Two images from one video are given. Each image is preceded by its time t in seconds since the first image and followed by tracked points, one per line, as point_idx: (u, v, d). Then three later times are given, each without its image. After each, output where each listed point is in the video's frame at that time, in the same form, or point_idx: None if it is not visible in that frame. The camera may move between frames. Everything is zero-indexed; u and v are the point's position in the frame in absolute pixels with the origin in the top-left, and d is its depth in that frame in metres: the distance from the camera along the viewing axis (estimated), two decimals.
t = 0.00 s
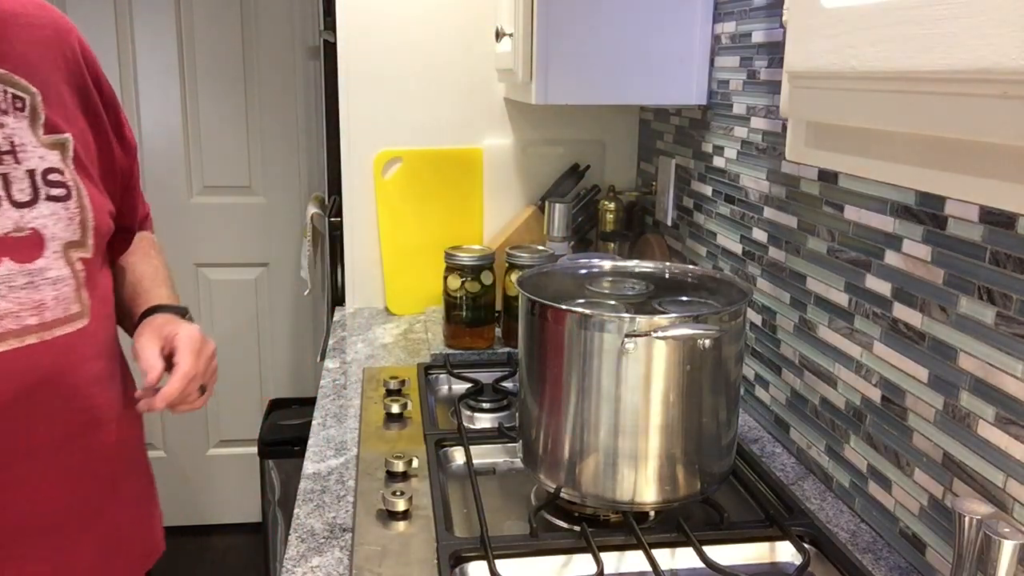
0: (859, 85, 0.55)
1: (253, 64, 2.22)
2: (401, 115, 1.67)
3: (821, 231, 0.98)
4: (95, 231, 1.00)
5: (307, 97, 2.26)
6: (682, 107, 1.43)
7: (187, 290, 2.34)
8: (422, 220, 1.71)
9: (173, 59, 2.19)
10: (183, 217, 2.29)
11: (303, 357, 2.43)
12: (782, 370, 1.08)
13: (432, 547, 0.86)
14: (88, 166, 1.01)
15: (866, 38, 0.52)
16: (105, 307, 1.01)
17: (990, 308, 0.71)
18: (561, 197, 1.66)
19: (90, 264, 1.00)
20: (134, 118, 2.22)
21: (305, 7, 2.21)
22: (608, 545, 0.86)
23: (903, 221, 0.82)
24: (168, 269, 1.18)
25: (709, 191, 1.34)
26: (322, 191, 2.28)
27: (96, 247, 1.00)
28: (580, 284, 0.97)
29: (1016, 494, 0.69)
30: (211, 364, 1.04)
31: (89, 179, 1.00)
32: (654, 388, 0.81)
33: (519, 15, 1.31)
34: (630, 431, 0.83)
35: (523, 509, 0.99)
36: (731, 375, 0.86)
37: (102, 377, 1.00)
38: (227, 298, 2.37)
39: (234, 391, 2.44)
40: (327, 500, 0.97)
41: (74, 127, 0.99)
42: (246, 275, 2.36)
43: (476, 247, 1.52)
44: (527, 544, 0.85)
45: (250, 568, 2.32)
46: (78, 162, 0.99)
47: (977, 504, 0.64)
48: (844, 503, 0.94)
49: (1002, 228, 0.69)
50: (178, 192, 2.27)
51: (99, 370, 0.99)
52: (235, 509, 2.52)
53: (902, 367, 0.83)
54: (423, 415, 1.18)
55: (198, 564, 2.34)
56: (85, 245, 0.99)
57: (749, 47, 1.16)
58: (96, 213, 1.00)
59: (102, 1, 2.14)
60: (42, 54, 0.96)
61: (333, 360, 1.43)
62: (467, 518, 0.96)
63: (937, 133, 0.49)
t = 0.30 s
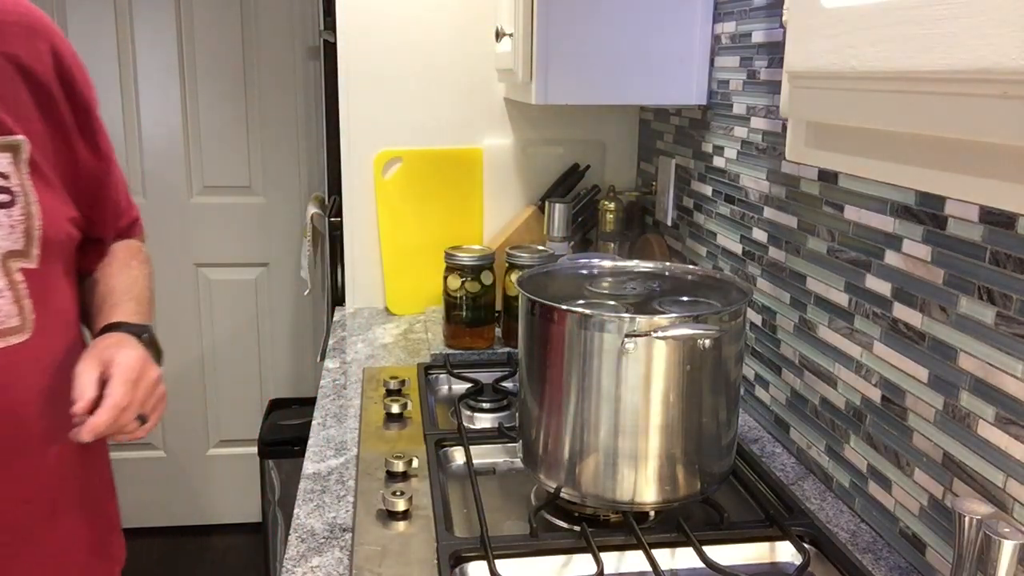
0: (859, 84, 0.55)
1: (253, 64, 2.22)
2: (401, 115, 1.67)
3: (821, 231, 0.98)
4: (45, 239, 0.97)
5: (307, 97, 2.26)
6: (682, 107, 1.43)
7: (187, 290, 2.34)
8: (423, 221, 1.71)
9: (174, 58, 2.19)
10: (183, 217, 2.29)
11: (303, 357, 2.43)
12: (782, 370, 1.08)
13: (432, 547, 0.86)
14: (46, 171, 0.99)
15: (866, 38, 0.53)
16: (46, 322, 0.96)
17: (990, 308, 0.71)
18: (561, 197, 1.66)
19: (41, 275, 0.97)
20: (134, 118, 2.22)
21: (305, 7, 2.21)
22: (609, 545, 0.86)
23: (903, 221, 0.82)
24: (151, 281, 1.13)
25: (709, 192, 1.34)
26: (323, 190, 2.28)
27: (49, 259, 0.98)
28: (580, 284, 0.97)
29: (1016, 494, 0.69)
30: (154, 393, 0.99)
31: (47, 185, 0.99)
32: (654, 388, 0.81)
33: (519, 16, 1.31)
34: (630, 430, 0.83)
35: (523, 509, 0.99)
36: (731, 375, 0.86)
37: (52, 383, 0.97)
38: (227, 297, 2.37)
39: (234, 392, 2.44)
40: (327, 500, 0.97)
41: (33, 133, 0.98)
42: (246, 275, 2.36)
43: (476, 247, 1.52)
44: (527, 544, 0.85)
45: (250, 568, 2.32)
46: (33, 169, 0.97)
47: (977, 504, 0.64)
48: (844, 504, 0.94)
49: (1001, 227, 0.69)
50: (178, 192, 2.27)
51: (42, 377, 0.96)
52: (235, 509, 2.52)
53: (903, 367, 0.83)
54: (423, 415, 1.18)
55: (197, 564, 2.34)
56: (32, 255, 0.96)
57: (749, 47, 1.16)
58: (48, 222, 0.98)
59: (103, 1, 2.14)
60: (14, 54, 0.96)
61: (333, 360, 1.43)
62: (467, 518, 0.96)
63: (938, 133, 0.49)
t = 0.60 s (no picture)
0: (859, 84, 0.55)
1: (253, 64, 2.22)
2: (402, 115, 1.67)
3: (821, 231, 0.98)
4: None
5: (307, 96, 2.26)
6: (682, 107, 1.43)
7: (187, 291, 2.34)
8: (423, 221, 1.71)
9: (174, 58, 2.19)
10: (183, 217, 2.29)
11: (303, 357, 2.43)
12: (782, 370, 1.08)
13: (432, 547, 0.86)
14: None
15: (866, 38, 0.53)
16: None
17: (990, 308, 0.71)
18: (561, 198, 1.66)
19: None
20: (134, 119, 2.22)
21: (305, 7, 2.21)
22: (608, 545, 0.86)
23: (903, 221, 0.82)
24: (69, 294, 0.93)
25: (709, 192, 1.34)
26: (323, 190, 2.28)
27: None
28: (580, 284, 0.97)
29: (1016, 494, 0.69)
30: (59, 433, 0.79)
31: None
32: (654, 388, 0.81)
33: (519, 16, 1.31)
34: (630, 430, 0.83)
35: (523, 509, 0.99)
36: (731, 375, 0.86)
37: None
38: (227, 298, 2.37)
39: (234, 391, 2.44)
40: (327, 500, 0.97)
41: None
42: (246, 275, 2.36)
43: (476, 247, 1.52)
44: (527, 544, 0.85)
45: (250, 568, 2.32)
46: None
47: (977, 504, 0.64)
48: (844, 504, 0.94)
49: (1001, 227, 0.69)
50: (178, 193, 2.27)
51: None
52: (236, 510, 2.53)
53: (903, 367, 0.83)
54: (423, 415, 1.18)
55: (197, 564, 2.34)
56: None
57: (749, 47, 1.16)
58: None
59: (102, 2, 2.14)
60: None
61: (333, 360, 1.43)
62: (467, 518, 0.96)
63: (937, 133, 0.49)
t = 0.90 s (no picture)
0: (858, 84, 0.55)
1: (253, 64, 2.22)
2: (401, 115, 1.67)
3: (821, 231, 0.98)
4: None
5: (307, 96, 2.26)
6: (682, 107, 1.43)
7: (187, 291, 2.34)
8: (422, 221, 1.71)
9: (174, 58, 2.19)
10: (183, 217, 2.29)
11: (303, 357, 2.43)
12: (782, 370, 1.08)
13: (432, 547, 0.86)
14: None
15: (866, 38, 0.53)
16: None
17: (990, 308, 0.71)
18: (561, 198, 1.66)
19: None
20: (134, 118, 2.22)
21: (305, 7, 2.21)
22: (608, 545, 0.86)
23: (903, 221, 0.82)
24: None
25: (709, 192, 1.34)
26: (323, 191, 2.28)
27: None
28: (580, 284, 0.97)
29: (1016, 494, 0.69)
30: None
31: None
32: (654, 388, 0.81)
33: (519, 16, 1.31)
34: (630, 430, 0.83)
35: (523, 509, 0.99)
36: (731, 375, 0.86)
37: None
38: (227, 298, 2.37)
39: (234, 391, 2.44)
40: (327, 500, 0.97)
41: None
42: (246, 275, 2.36)
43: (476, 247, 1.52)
44: (527, 544, 0.85)
45: (250, 569, 2.32)
46: None
47: (977, 504, 0.64)
48: (844, 503, 0.94)
49: (1001, 227, 0.69)
50: (178, 192, 2.27)
51: None
52: (235, 510, 2.53)
53: (903, 367, 0.83)
54: (423, 415, 1.18)
55: (197, 564, 2.34)
56: None
57: (749, 47, 1.16)
58: None
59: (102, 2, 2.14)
60: None
61: (333, 360, 1.43)
62: (467, 518, 0.96)
63: (937, 133, 0.49)
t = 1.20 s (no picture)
0: (858, 84, 0.55)
1: (253, 64, 2.22)
2: (401, 115, 1.67)
3: (821, 231, 0.98)
4: None
5: (306, 96, 2.26)
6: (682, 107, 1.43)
7: (187, 291, 2.34)
8: (422, 221, 1.71)
9: (174, 58, 2.19)
10: (183, 217, 2.29)
11: (303, 358, 2.43)
12: (782, 370, 1.08)
13: (432, 547, 0.86)
14: None
15: (866, 38, 0.53)
16: None
17: (990, 308, 0.71)
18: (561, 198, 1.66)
19: None
20: (134, 118, 2.22)
21: (305, 7, 2.21)
22: (608, 545, 0.86)
23: (903, 221, 0.82)
24: None
25: (709, 192, 1.34)
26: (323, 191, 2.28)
27: None
28: (580, 284, 0.97)
29: (1016, 495, 0.69)
30: None
31: None
32: (654, 388, 0.81)
33: (519, 16, 1.31)
34: (630, 430, 0.83)
35: (523, 509, 0.99)
36: (731, 375, 0.86)
37: None
38: (227, 298, 2.37)
39: (234, 392, 2.44)
40: (327, 500, 0.97)
41: None
42: (246, 275, 2.36)
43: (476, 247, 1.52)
44: (527, 544, 0.85)
45: (250, 569, 2.32)
46: None
47: (977, 504, 0.64)
48: (844, 503, 0.94)
49: (1001, 227, 0.69)
50: (178, 192, 2.27)
51: None
52: (235, 510, 2.53)
53: (903, 367, 0.83)
54: (423, 415, 1.18)
55: (197, 563, 2.35)
56: None
57: (749, 47, 1.16)
58: None
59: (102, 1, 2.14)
60: None
61: (333, 360, 1.43)
62: (467, 518, 0.96)
63: (937, 133, 0.49)
